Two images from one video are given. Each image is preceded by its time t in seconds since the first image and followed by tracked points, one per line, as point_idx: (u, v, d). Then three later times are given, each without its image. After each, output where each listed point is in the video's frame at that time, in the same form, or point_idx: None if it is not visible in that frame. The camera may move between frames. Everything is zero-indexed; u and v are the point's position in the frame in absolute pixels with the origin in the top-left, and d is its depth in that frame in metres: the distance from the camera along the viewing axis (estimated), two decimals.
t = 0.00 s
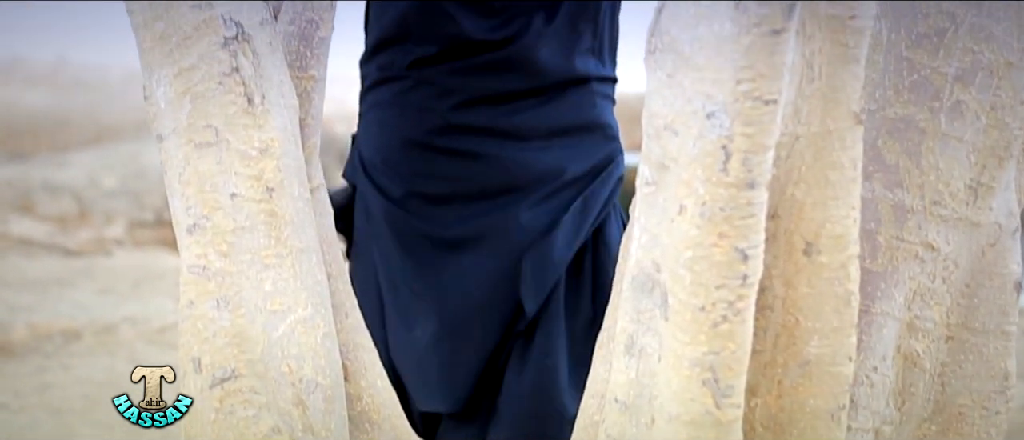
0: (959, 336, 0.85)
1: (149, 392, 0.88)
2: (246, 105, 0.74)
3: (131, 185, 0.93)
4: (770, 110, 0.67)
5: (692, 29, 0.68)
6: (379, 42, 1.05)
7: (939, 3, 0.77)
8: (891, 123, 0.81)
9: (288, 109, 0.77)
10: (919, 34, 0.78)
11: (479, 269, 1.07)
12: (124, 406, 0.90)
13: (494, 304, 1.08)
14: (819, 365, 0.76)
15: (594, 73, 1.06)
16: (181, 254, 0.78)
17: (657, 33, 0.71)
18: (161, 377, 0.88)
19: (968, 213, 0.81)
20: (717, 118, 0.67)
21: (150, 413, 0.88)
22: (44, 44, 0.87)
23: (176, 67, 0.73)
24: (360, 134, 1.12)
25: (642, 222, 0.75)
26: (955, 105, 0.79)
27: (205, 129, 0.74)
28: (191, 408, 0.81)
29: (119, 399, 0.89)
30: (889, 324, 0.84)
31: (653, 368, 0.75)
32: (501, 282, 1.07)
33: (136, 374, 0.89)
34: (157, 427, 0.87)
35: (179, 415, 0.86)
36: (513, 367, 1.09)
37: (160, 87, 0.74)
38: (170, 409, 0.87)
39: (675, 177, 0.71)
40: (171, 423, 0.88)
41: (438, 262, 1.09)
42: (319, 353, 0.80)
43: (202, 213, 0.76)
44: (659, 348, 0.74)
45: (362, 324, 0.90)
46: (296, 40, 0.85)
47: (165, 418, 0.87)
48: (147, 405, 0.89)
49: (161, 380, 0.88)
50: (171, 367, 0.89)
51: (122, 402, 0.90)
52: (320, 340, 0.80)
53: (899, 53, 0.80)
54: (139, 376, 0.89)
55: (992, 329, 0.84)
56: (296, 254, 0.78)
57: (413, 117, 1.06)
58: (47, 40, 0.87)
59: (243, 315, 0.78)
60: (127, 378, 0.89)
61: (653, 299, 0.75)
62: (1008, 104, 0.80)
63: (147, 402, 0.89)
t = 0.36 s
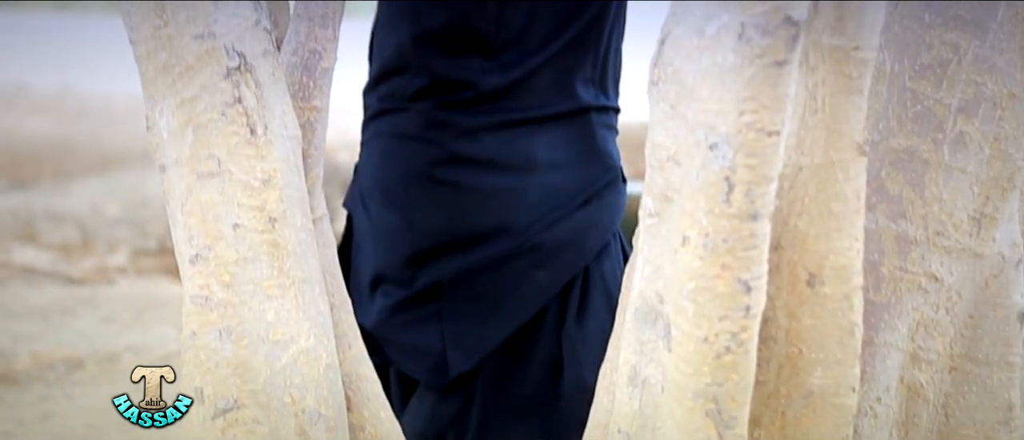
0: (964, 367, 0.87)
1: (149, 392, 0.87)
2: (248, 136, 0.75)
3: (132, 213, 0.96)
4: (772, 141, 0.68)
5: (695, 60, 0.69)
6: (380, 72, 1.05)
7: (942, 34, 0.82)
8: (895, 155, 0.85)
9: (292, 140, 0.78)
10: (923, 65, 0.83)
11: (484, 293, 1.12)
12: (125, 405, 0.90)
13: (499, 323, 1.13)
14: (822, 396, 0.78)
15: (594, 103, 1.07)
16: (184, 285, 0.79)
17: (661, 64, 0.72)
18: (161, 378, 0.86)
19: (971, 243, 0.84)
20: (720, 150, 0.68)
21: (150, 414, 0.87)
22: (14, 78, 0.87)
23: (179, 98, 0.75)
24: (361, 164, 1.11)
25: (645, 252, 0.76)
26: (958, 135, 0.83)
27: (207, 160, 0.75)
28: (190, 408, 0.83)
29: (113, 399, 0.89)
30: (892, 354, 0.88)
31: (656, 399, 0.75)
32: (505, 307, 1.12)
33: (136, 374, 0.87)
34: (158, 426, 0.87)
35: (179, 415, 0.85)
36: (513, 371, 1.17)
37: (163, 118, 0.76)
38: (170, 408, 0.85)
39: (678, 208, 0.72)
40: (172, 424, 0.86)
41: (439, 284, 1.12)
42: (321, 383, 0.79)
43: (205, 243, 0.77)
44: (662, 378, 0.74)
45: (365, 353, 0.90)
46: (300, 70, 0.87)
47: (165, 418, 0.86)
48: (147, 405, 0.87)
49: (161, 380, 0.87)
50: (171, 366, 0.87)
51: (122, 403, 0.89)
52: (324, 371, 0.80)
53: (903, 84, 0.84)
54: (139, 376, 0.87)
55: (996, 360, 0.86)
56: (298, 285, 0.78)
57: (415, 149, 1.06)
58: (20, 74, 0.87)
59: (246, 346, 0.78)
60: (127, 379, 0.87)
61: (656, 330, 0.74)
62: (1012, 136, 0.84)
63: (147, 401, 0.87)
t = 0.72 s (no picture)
0: (966, 400, 0.90)
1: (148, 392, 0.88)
2: (250, 169, 0.76)
3: (133, 242, 0.95)
4: (775, 174, 0.70)
5: (697, 94, 0.70)
6: (385, 105, 1.05)
7: (945, 67, 0.86)
8: (898, 188, 0.89)
9: (293, 173, 0.78)
10: (926, 98, 0.87)
11: (488, 326, 1.13)
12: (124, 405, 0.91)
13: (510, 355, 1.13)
14: (826, 429, 0.79)
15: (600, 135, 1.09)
16: (186, 318, 0.79)
17: (665, 97, 0.73)
18: (161, 378, 0.87)
19: (973, 276, 0.88)
20: (723, 183, 0.70)
21: (150, 413, 0.88)
22: (14, 80, 0.89)
23: (181, 131, 0.76)
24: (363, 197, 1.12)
25: (648, 286, 0.76)
26: (961, 169, 0.88)
27: (210, 193, 0.76)
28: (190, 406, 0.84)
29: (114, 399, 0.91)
30: (894, 388, 0.91)
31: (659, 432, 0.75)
32: (512, 340, 1.12)
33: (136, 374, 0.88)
34: (158, 426, 0.87)
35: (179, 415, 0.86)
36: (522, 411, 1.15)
37: (165, 151, 0.76)
38: (169, 409, 0.86)
39: (681, 242, 0.73)
40: (172, 423, 0.87)
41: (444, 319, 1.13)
42: (322, 416, 0.79)
43: (207, 276, 0.77)
44: (665, 411, 0.75)
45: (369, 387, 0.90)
46: (303, 102, 0.89)
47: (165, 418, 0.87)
48: (147, 405, 0.88)
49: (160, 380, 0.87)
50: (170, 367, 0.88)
51: (123, 403, 0.90)
52: (326, 403, 0.80)
53: (906, 117, 0.88)
54: (139, 376, 0.88)
55: (999, 393, 0.90)
56: (300, 318, 0.78)
57: (421, 181, 1.09)
58: (19, 75, 0.89)
59: (248, 379, 0.78)
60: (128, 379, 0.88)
61: (659, 364, 0.75)
62: (1015, 169, 0.88)
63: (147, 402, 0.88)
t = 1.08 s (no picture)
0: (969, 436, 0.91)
1: (149, 391, 0.87)
2: (254, 203, 0.77)
3: (136, 274, 0.95)
4: (778, 210, 0.71)
5: (701, 130, 0.71)
6: (385, 139, 1.08)
7: (948, 102, 0.87)
8: (901, 223, 0.90)
9: (295, 208, 0.79)
10: (929, 133, 0.88)
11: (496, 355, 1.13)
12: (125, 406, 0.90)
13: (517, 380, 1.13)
14: None
15: (605, 171, 1.09)
16: (189, 353, 0.80)
17: (666, 133, 0.74)
18: (161, 377, 0.87)
19: (977, 313, 0.89)
20: (726, 219, 0.71)
21: (150, 413, 0.87)
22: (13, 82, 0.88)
23: (184, 166, 0.77)
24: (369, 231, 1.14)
25: (650, 323, 0.77)
26: (965, 204, 0.89)
27: (213, 228, 0.77)
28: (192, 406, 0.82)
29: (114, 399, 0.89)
30: (899, 423, 0.91)
31: None
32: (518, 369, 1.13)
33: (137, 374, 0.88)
34: (158, 425, 0.87)
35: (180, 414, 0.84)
36: None
37: (168, 186, 0.77)
38: (171, 409, 0.86)
39: (683, 278, 0.73)
40: (172, 423, 0.86)
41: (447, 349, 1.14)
42: None
43: (209, 312, 0.78)
44: None
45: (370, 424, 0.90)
46: (305, 137, 0.90)
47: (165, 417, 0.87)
48: (147, 405, 0.88)
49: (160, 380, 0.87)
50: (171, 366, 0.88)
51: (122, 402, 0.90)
52: None
53: (908, 153, 0.89)
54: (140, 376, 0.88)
55: (1003, 429, 0.91)
56: (303, 353, 0.79)
57: (422, 215, 1.11)
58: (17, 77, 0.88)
59: (250, 414, 0.79)
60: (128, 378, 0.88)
61: (662, 400, 0.75)
62: (1019, 206, 0.88)
63: (147, 401, 0.88)
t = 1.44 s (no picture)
0: None
1: (148, 391, 0.85)
2: (257, 241, 0.78)
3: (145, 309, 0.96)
4: (781, 248, 0.73)
5: (704, 169, 0.72)
6: (394, 177, 1.13)
7: (951, 140, 0.91)
8: (904, 260, 0.93)
9: (298, 245, 0.81)
10: (931, 172, 0.92)
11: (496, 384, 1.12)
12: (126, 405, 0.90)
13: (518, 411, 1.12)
14: None
15: (608, 208, 1.11)
16: (192, 389, 0.81)
17: (670, 172, 0.75)
18: (161, 377, 0.84)
19: (980, 350, 0.91)
20: (729, 257, 0.73)
21: (149, 413, 0.85)
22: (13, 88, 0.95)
23: (186, 204, 0.78)
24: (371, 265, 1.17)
25: (654, 361, 0.78)
26: (967, 242, 0.91)
27: (216, 266, 0.78)
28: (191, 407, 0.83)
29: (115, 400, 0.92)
30: None
31: None
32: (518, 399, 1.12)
33: (137, 374, 0.86)
34: (156, 425, 0.85)
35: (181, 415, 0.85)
36: None
37: (171, 224, 0.78)
38: (171, 409, 0.84)
39: (687, 316, 0.75)
40: (172, 424, 0.85)
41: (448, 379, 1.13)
42: None
43: (212, 350, 0.79)
44: None
45: None
46: (308, 175, 0.92)
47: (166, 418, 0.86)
48: (146, 405, 0.85)
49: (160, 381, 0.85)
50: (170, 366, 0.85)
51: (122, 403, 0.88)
52: None
53: (911, 191, 0.93)
54: (139, 375, 0.85)
55: None
56: (306, 391, 0.80)
57: (426, 253, 1.12)
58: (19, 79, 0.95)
59: None
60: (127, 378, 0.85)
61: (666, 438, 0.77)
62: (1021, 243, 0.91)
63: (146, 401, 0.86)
